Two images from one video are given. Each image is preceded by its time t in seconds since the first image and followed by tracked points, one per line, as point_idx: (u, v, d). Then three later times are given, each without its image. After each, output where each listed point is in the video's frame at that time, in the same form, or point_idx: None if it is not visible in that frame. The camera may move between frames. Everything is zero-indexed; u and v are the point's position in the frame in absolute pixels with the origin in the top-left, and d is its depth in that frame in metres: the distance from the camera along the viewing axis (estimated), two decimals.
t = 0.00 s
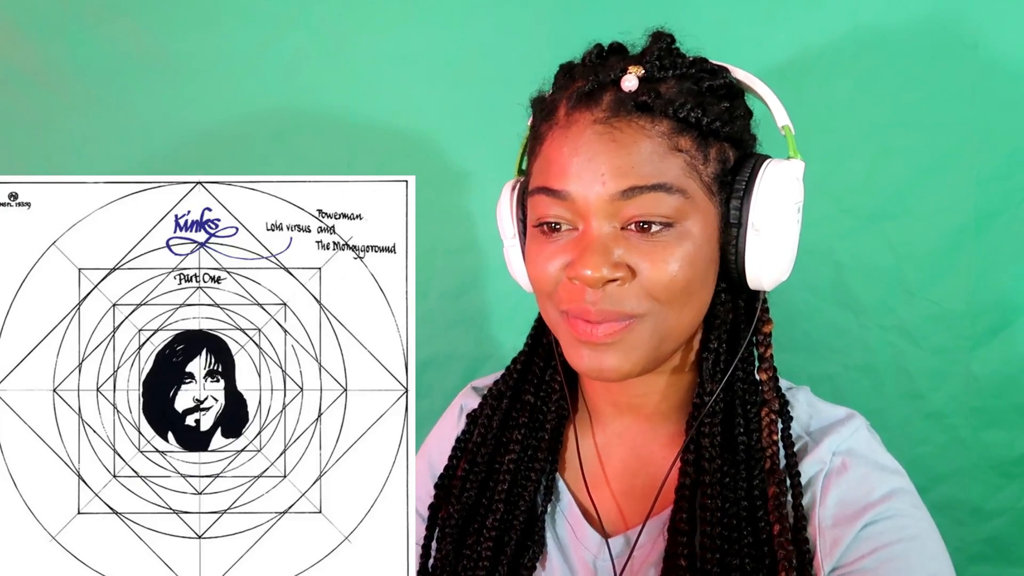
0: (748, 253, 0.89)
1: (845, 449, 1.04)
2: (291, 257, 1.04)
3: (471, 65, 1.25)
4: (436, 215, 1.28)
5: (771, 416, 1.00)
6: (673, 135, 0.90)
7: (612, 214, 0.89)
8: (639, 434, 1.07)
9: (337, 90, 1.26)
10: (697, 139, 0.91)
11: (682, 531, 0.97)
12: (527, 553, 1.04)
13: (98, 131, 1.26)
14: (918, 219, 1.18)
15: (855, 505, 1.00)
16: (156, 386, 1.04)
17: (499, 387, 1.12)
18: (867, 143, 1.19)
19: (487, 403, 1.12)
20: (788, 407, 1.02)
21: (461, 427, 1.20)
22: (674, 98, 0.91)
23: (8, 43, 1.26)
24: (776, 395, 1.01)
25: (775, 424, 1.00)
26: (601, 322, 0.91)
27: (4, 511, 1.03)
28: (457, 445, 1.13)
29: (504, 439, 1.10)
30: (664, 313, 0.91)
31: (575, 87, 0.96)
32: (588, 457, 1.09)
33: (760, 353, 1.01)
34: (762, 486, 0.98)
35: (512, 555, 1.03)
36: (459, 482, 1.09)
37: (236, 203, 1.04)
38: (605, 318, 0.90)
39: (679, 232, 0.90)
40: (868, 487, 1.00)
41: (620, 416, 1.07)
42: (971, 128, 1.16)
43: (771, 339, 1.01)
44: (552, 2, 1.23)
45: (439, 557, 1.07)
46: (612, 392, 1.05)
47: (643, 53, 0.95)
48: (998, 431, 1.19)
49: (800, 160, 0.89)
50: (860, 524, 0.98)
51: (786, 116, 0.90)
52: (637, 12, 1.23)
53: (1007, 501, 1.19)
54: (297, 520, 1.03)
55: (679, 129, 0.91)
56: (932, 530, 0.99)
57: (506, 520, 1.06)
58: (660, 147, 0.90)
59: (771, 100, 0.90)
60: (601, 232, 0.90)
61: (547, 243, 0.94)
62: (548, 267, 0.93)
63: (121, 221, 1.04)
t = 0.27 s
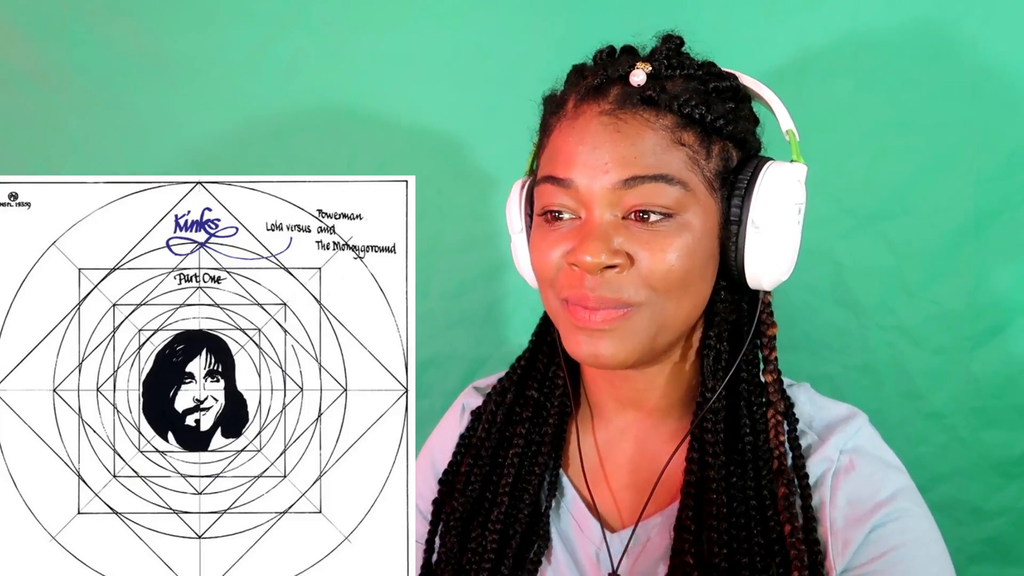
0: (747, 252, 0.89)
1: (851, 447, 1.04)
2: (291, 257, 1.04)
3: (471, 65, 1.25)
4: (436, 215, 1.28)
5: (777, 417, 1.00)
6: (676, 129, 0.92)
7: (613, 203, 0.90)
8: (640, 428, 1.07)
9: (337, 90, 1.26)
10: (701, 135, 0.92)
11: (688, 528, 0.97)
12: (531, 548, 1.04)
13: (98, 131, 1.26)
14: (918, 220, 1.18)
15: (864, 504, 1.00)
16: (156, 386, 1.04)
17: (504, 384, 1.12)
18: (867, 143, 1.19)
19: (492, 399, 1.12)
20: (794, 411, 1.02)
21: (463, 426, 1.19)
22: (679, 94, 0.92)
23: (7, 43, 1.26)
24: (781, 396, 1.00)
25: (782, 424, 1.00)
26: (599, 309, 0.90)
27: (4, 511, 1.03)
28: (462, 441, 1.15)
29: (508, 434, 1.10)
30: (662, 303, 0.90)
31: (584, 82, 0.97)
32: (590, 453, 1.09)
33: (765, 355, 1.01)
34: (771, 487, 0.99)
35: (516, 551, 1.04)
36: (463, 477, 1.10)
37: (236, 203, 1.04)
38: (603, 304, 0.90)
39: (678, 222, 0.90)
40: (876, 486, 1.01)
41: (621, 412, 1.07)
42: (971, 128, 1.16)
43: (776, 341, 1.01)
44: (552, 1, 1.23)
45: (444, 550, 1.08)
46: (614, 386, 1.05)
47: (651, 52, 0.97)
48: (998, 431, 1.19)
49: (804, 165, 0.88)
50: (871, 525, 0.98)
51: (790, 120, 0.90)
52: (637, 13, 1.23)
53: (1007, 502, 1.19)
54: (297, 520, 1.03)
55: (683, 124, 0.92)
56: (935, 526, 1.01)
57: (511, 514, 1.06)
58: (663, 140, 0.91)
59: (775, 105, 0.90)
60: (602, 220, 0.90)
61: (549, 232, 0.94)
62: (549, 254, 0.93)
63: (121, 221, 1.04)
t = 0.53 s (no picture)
0: (736, 263, 0.89)
1: (854, 443, 1.05)
2: (291, 257, 1.04)
3: (471, 66, 1.25)
4: (436, 215, 1.28)
5: (777, 418, 1.00)
6: (660, 149, 0.90)
7: (598, 231, 0.89)
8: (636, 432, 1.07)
9: (337, 90, 1.26)
10: (685, 151, 0.91)
11: (691, 537, 0.97)
12: (531, 550, 1.05)
13: (98, 131, 1.26)
14: (918, 220, 1.18)
15: (871, 501, 1.03)
16: (156, 386, 1.04)
17: (499, 386, 1.11)
18: (866, 143, 1.19)
19: (487, 402, 1.11)
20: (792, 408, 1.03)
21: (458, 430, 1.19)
22: (661, 111, 0.90)
23: (8, 43, 1.26)
24: (779, 397, 1.00)
25: (781, 425, 1.00)
26: (589, 337, 0.91)
27: (4, 511, 1.03)
28: (459, 443, 1.14)
29: (506, 438, 1.10)
30: (651, 326, 0.91)
31: (563, 99, 0.95)
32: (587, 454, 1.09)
33: (760, 353, 1.00)
34: (774, 489, 0.99)
35: (516, 556, 1.04)
36: (461, 481, 1.09)
37: (236, 203, 1.04)
38: (592, 333, 0.90)
39: (665, 246, 0.89)
40: (881, 483, 1.03)
41: (618, 415, 1.08)
42: (971, 128, 1.16)
43: (771, 340, 1.00)
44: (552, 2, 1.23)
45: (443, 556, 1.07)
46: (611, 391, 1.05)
47: (630, 63, 0.94)
48: (998, 431, 1.19)
49: (789, 166, 0.89)
50: (879, 522, 1.02)
51: (777, 120, 0.90)
52: (637, 13, 1.23)
53: (1007, 502, 1.19)
54: (298, 520, 1.03)
55: (666, 142, 0.90)
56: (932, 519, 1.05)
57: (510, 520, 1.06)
58: (646, 162, 0.89)
59: (759, 102, 0.90)
60: (588, 247, 0.89)
61: (535, 255, 0.94)
62: (538, 279, 0.93)
63: (121, 221, 1.04)
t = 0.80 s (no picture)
0: (736, 263, 0.89)
1: (852, 438, 1.06)
2: (291, 257, 1.05)
3: (471, 66, 1.25)
4: (436, 215, 1.28)
5: (775, 416, 1.01)
6: (660, 151, 0.90)
7: (599, 233, 0.89)
8: (633, 432, 1.08)
9: (337, 90, 1.26)
10: (684, 153, 0.91)
11: (692, 536, 0.96)
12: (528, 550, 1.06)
13: (98, 131, 1.26)
14: (918, 220, 1.18)
15: (869, 497, 1.03)
16: (156, 386, 1.04)
17: (497, 384, 1.11)
18: (867, 143, 1.19)
19: (485, 400, 1.11)
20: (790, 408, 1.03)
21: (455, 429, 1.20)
22: (660, 114, 0.91)
23: (8, 43, 1.26)
24: (777, 395, 1.01)
25: (780, 424, 1.01)
26: (589, 339, 0.91)
27: (4, 511, 1.03)
28: (456, 442, 1.14)
29: (504, 437, 1.10)
30: (651, 328, 0.91)
31: (562, 100, 0.94)
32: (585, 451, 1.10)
33: (758, 353, 1.01)
34: (774, 487, 0.99)
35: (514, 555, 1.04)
36: (458, 480, 1.09)
37: (236, 203, 1.04)
38: (593, 335, 0.90)
39: (665, 248, 0.90)
40: (879, 479, 1.04)
41: (616, 413, 1.08)
42: (972, 129, 1.16)
43: (769, 339, 1.01)
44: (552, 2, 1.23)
45: (441, 554, 1.07)
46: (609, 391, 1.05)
47: (630, 64, 0.94)
48: (998, 431, 1.19)
49: (787, 166, 0.89)
50: (877, 517, 1.02)
51: (774, 119, 0.90)
52: (637, 13, 1.23)
53: (1007, 502, 1.19)
54: (298, 520, 1.03)
55: (666, 144, 0.90)
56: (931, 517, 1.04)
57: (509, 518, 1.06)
58: (646, 165, 0.89)
59: (757, 101, 0.90)
60: (588, 250, 0.89)
61: (535, 257, 0.93)
62: (537, 282, 0.92)
63: (121, 221, 1.04)
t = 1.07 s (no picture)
0: (739, 263, 0.90)
1: (855, 434, 1.06)
2: (291, 257, 1.05)
3: (472, 66, 1.25)
4: (437, 215, 1.28)
5: (780, 416, 1.01)
6: (667, 146, 0.90)
7: (604, 225, 0.89)
8: (633, 428, 1.07)
9: (338, 90, 1.26)
10: (691, 150, 0.91)
11: (694, 532, 0.96)
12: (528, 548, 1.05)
13: (97, 131, 1.26)
14: (918, 220, 1.18)
15: (871, 491, 1.03)
16: (156, 386, 1.04)
17: (503, 381, 1.11)
18: (867, 143, 1.19)
19: (492, 398, 1.11)
20: (796, 407, 1.03)
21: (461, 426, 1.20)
22: (668, 111, 0.91)
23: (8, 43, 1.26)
24: (782, 395, 1.01)
25: (784, 423, 1.01)
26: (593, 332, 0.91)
27: (4, 511, 1.03)
28: (462, 438, 1.13)
29: (510, 433, 1.09)
30: (654, 322, 0.91)
31: (573, 96, 0.94)
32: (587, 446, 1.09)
33: (764, 354, 1.01)
34: (777, 485, 0.99)
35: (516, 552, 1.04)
36: (465, 474, 1.09)
37: (236, 203, 1.04)
38: (597, 327, 0.90)
39: (669, 242, 0.90)
40: (881, 473, 1.04)
41: (619, 410, 1.07)
42: (972, 129, 1.16)
43: (774, 340, 1.01)
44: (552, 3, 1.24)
45: (446, 548, 1.07)
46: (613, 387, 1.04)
47: (640, 62, 0.94)
48: (998, 431, 1.19)
49: (794, 168, 0.89)
50: (879, 511, 1.02)
51: (783, 123, 0.90)
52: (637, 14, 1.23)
53: (1007, 502, 1.19)
54: (298, 520, 1.03)
55: (673, 141, 0.90)
56: (931, 519, 1.03)
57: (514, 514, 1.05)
58: (653, 159, 0.89)
59: (765, 104, 0.90)
60: (593, 242, 0.89)
61: (541, 250, 0.94)
62: (543, 274, 0.92)
63: (121, 221, 1.05)
